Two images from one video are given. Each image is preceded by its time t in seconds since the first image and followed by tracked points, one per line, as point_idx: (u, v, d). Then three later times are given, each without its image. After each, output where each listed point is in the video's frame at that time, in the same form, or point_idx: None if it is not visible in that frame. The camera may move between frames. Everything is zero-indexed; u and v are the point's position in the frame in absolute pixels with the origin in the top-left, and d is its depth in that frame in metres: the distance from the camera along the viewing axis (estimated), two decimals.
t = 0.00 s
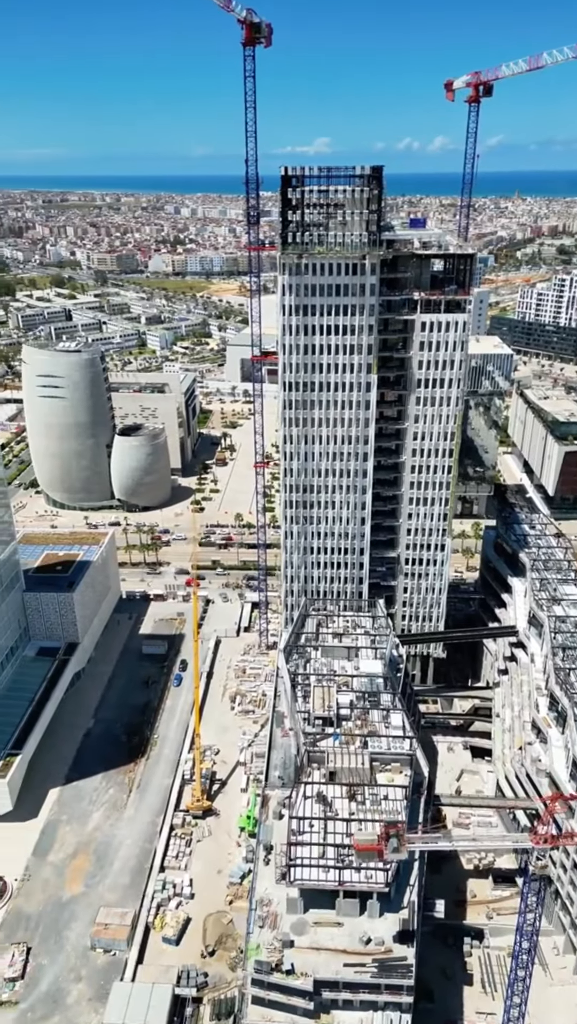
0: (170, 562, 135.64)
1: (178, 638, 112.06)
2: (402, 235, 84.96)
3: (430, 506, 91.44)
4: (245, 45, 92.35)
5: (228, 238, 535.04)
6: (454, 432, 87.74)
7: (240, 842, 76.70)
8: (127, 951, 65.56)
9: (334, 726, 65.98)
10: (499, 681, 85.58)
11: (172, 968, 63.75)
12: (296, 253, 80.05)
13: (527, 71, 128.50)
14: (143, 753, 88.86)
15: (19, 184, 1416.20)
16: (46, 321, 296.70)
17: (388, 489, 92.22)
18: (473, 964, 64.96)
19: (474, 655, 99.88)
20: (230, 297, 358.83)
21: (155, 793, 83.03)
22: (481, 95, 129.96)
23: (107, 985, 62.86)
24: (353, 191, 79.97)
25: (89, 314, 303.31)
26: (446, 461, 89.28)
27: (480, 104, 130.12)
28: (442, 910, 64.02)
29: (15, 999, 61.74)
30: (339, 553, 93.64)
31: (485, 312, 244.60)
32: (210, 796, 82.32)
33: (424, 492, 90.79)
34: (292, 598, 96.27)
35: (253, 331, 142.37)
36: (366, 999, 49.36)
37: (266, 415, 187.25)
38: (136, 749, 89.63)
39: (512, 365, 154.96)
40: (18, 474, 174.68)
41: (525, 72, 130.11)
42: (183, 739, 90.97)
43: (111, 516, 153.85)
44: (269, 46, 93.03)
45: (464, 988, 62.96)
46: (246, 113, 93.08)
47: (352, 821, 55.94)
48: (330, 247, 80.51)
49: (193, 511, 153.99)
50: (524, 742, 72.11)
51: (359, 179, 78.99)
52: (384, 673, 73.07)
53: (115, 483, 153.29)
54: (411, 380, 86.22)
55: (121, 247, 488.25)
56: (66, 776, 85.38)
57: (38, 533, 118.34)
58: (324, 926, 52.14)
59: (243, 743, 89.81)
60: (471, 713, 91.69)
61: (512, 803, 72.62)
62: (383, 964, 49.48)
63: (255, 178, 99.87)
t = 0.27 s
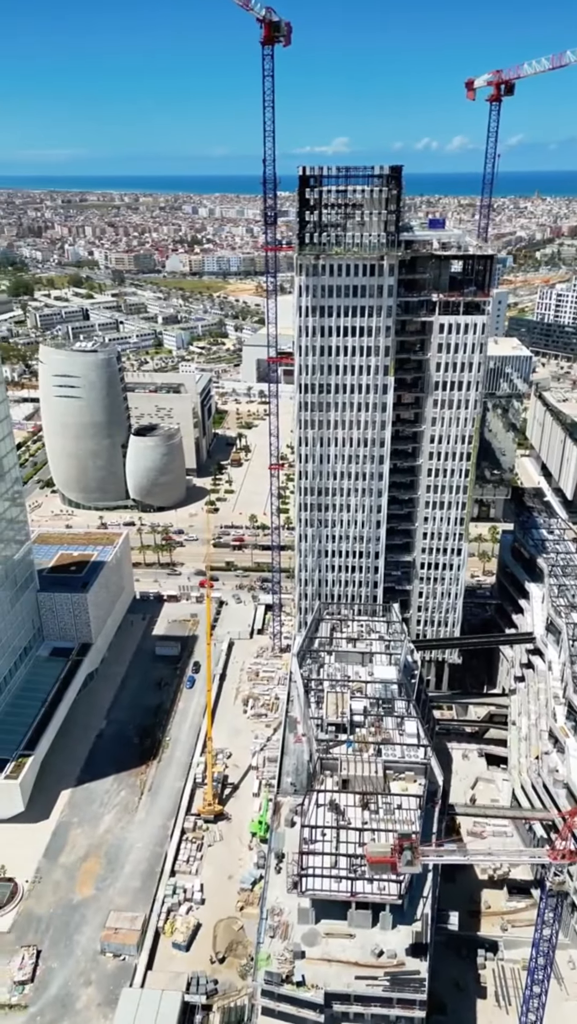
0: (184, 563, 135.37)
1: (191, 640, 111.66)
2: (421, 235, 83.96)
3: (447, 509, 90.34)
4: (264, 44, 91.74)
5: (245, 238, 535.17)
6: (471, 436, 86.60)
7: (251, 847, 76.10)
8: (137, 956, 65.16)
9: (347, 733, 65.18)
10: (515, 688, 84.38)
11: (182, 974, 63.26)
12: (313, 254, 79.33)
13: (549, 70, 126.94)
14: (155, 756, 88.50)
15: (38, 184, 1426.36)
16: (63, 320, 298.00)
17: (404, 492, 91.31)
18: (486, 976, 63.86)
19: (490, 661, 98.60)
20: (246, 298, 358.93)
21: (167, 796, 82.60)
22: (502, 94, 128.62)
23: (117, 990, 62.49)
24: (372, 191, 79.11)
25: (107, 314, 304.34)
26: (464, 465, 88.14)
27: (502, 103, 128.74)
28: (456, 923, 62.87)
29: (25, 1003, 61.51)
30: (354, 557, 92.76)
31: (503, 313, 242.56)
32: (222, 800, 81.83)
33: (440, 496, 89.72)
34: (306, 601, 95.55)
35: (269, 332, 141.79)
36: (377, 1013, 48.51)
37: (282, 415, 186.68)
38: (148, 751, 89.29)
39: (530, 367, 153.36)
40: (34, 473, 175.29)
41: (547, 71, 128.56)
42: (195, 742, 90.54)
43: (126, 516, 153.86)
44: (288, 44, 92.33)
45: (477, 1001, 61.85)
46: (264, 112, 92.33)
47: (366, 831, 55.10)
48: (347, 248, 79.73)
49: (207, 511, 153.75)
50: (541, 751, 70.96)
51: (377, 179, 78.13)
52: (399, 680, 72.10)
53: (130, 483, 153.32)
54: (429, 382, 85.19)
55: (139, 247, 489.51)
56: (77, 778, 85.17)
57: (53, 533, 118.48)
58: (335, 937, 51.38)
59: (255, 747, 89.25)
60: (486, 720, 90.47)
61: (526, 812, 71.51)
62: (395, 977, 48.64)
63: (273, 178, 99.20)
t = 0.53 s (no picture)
0: (199, 564, 134.94)
1: (206, 642, 111.20)
2: (442, 236, 82.77)
3: (465, 514, 89.10)
4: (285, 43, 90.98)
5: (264, 238, 534.88)
6: (491, 439, 85.32)
7: (264, 853, 75.42)
8: (147, 962, 64.71)
9: (362, 741, 64.29)
10: (534, 697, 83.02)
11: (192, 982, 62.67)
12: (332, 254, 78.46)
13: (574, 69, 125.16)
14: (168, 758, 88.07)
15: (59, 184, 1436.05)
16: (82, 320, 299.23)
17: (422, 496, 90.18)
18: (502, 991, 62.62)
19: (508, 668, 97.14)
20: (265, 298, 358.76)
21: (179, 800, 82.13)
22: (526, 93, 127.04)
23: (127, 996, 62.03)
24: (392, 191, 78.13)
25: (125, 313, 304.99)
26: (483, 469, 86.86)
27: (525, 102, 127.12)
28: (471, 936, 61.57)
29: (34, 1007, 61.24)
30: (370, 561, 91.75)
31: (524, 314, 240.15)
32: (234, 805, 81.20)
33: (459, 500, 88.49)
34: (321, 605, 94.69)
35: (286, 333, 141.07)
36: None
37: (298, 416, 185.83)
38: (161, 754, 88.91)
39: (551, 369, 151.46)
40: (51, 472, 175.81)
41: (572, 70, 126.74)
42: (209, 745, 90.01)
43: (142, 516, 153.82)
44: (309, 43, 91.53)
45: (492, 1016, 60.63)
46: (284, 112, 91.49)
47: (381, 842, 54.20)
48: (367, 248, 78.80)
49: (223, 512, 153.33)
50: (559, 762, 69.67)
51: (398, 179, 77.15)
52: (415, 687, 71.09)
53: (147, 483, 153.27)
54: (448, 385, 84.04)
55: (158, 247, 490.91)
56: (90, 780, 84.94)
57: (69, 533, 118.56)
58: (348, 950, 50.51)
59: (269, 751, 88.58)
60: (503, 728, 89.10)
61: (544, 824, 70.20)
62: (409, 993, 47.69)
63: (292, 178, 98.45)
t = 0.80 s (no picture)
0: (213, 565, 134.54)
1: (219, 644, 110.78)
2: (461, 236, 81.65)
3: (482, 518, 87.90)
4: (303, 42, 90.21)
5: (281, 238, 534.71)
6: (510, 443, 84.08)
7: (275, 859, 74.78)
8: (157, 968, 64.27)
9: (376, 749, 63.47)
10: (550, 705, 81.76)
11: (202, 989, 62.13)
12: (350, 256, 77.66)
13: None
14: (180, 761, 87.65)
15: (78, 184, 1443.71)
16: (99, 320, 300.14)
17: (439, 500, 89.12)
18: (516, 1005, 61.51)
19: (524, 674, 95.79)
20: (281, 298, 358.44)
21: (191, 804, 81.65)
22: (548, 92, 125.53)
23: (136, 1002, 61.59)
24: (411, 191, 77.19)
25: (142, 313, 305.56)
26: (501, 473, 85.62)
27: (547, 101, 125.60)
28: (485, 950, 60.42)
29: (44, 1011, 60.97)
30: (385, 565, 90.83)
31: (542, 315, 238.00)
32: (246, 810, 80.61)
33: (476, 505, 87.31)
34: (335, 609, 93.88)
35: (302, 333, 140.40)
36: None
37: (314, 417, 185.11)
38: (173, 757, 88.50)
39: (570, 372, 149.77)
40: (67, 472, 176.19)
41: None
42: (221, 749, 89.45)
43: (156, 516, 153.69)
44: (328, 42, 90.72)
45: None
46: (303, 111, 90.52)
47: (395, 853, 53.37)
48: (385, 249, 77.92)
49: (237, 513, 152.92)
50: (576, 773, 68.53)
51: (417, 179, 76.23)
52: (430, 694, 70.14)
53: (162, 484, 153.14)
54: (466, 387, 82.92)
55: (176, 247, 491.83)
56: (102, 782, 84.68)
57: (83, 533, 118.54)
58: (360, 962, 49.70)
59: (281, 755, 87.94)
60: (519, 736, 87.84)
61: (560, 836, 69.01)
62: (421, 1008, 46.82)
63: (310, 178, 97.73)
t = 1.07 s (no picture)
0: (228, 566, 134.04)
1: (233, 646, 110.25)
2: (482, 237, 80.32)
3: (501, 524, 86.55)
4: (325, 40, 89.39)
5: (300, 237, 534.10)
6: (530, 448, 82.67)
7: (288, 866, 74.04)
8: (167, 974, 63.77)
9: (391, 757, 62.53)
10: (569, 714, 80.32)
11: (213, 997, 61.51)
12: (369, 257, 76.79)
13: None
14: (193, 765, 87.16)
15: (98, 184, 1451.82)
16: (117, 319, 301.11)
17: (457, 504, 87.94)
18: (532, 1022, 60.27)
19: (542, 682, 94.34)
20: (299, 298, 357.94)
21: (203, 808, 81.12)
22: (573, 91, 123.75)
23: (146, 1008, 61.10)
24: (432, 192, 76.12)
25: (160, 313, 306.06)
26: (521, 478, 84.21)
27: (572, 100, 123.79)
28: (501, 965, 59.25)
29: (54, 1015, 60.66)
30: (401, 569, 89.79)
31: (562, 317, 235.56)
32: (259, 815, 79.92)
33: (495, 510, 85.98)
34: (350, 613, 92.97)
35: (320, 334, 139.67)
36: None
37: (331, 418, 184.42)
38: (186, 760, 88.04)
39: None
40: (83, 471, 176.55)
41: None
42: (234, 753, 88.87)
43: (172, 517, 153.48)
44: (349, 40, 89.78)
45: None
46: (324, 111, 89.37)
47: (409, 865, 52.43)
48: (405, 250, 76.93)
49: (253, 515, 152.41)
50: None
51: (439, 179, 75.16)
52: (446, 702, 69.06)
53: (178, 484, 152.91)
54: (487, 391, 81.64)
55: (195, 246, 492.82)
56: (115, 784, 84.38)
57: (99, 533, 118.46)
58: (373, 977, 48.80)
59: (295, 761, 87.19)
60: (536, 745, 86.45)
61: None
62: None
63: (329, 178, 96.87)
